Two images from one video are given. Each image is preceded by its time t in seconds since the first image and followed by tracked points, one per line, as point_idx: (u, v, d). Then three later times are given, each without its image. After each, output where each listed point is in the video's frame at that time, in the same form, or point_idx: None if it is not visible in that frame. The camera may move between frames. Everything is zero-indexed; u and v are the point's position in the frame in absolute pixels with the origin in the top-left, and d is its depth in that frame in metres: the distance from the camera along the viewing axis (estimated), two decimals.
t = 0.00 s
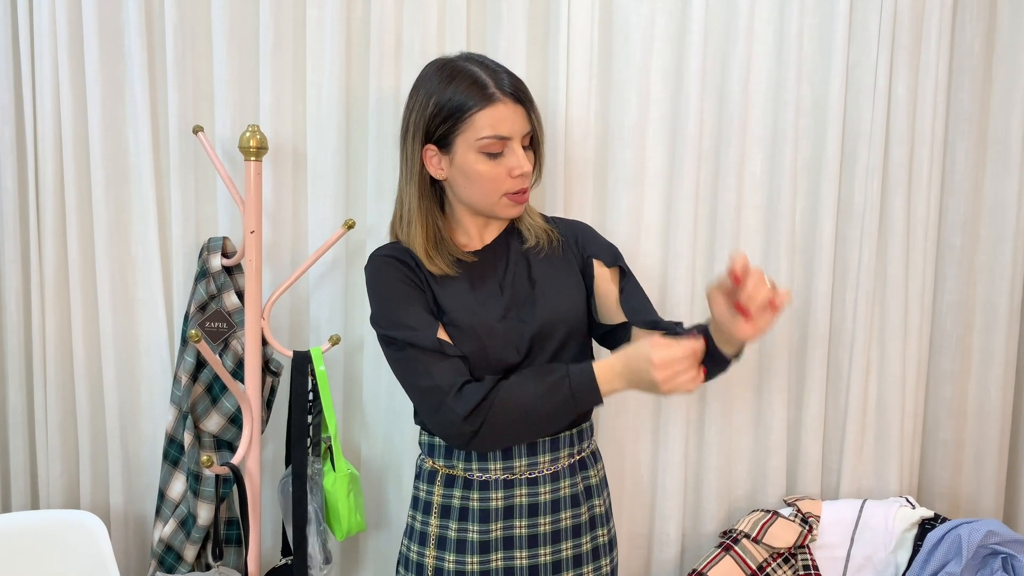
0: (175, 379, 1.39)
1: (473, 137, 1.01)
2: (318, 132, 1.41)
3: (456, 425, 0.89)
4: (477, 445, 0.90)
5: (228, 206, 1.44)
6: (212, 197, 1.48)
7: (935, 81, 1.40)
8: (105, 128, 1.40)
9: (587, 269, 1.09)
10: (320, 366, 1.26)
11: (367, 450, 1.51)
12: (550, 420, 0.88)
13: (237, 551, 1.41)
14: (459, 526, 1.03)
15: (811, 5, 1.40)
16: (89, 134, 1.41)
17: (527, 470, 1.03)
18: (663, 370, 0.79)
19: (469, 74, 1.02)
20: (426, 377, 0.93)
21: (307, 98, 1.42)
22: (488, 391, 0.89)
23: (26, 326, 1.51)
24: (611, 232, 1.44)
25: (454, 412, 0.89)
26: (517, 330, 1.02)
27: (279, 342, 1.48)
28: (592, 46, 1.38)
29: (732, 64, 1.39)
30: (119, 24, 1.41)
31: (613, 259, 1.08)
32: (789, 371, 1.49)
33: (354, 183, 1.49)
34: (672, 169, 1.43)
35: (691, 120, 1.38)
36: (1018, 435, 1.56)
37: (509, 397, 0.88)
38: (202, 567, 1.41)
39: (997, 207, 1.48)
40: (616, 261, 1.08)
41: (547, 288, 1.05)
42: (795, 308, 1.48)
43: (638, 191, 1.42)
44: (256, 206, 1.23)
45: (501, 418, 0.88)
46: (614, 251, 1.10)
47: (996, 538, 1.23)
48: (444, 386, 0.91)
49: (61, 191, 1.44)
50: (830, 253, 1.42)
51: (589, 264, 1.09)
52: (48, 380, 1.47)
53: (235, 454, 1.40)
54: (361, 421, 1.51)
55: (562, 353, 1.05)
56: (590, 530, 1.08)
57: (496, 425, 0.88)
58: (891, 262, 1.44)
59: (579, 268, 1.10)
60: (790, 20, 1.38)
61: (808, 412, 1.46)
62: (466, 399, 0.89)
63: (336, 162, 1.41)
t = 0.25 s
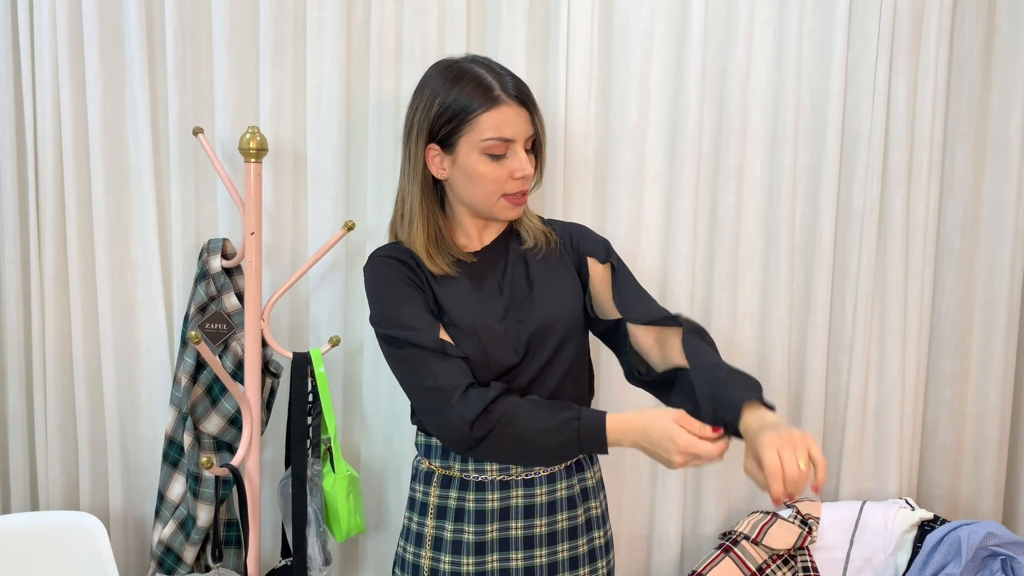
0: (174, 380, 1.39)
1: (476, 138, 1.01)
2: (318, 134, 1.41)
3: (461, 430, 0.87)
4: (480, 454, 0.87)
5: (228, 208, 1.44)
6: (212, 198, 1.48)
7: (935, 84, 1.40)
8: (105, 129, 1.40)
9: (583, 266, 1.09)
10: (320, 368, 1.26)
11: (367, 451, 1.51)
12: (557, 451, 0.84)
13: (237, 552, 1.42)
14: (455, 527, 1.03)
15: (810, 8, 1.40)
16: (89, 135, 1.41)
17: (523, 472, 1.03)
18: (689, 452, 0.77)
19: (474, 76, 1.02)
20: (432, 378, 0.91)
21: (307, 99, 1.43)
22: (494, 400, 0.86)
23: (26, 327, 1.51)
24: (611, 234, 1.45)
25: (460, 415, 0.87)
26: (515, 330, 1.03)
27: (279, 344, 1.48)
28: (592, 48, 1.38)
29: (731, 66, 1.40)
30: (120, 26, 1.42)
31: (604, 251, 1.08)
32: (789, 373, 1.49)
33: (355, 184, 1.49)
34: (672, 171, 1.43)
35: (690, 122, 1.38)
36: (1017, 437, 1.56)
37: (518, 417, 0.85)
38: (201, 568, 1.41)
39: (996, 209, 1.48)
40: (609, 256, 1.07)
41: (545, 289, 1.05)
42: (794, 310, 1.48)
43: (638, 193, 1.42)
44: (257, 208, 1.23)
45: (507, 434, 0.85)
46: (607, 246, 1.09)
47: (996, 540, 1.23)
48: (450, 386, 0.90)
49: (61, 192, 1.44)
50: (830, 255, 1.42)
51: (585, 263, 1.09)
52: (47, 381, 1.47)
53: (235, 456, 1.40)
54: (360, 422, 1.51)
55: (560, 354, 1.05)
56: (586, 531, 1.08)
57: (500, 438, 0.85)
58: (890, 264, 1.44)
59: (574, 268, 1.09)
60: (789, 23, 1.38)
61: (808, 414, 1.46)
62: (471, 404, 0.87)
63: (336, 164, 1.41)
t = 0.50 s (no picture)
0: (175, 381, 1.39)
1: (483, 141, 1.01)
2: (319, 135, 1.42)
3: (431, 441, 0.90)
4: (449, 463, 0.91)
5: (229, 209, 1.44)
6: (213, 200, 1.49)
7: (934, 85, 1.41)
8: (106, 131, 1.40)
9: (580, 272, 1.10)
10: (320, 368, 1.26)
11: (367, 453, 1.51)
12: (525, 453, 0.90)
13: (237, 553, 1.42)
14: (450, 529, 1.04)
15: (810, 9, 1.41)
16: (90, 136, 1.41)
17: (517, 474, 1.03)
18: (658, 421, 0.85)
19: (482, 78, 1.02)
20: (407, 390, 0.93)
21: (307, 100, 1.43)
22: (472, 409, 0.90)
23: (26, 328, 1.51)
24: (610, 235, 1.45)
25: (431, 427, 0.90)
26: (506, 331, 1.02)
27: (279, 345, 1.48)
28: (592, 50, 1.39)
29: (731, 67, 1.40)
30: (120, 27, 1.42)
31: (597, 254, 1.10)
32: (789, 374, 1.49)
33: (355, 185, 1.49)
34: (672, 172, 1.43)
35: (690, 123, 1.39)
36: (1017, 438, 1.56)
37: (491, 423, 0.89)
38: (201, 570, 1.41)
39: (995, 211, 1.48)
40: (605, 263, 1.09)
41: (539, 291, 1.05)
42: (794, 311, 1.48)
43: (638, 194, 1.42)
44: (257, 209, 1.23)
45: (480, 440, 0.89)
46: (602, 252, 1.10)
47: (995, 541, 1.23)
48: (425, 398, 0.92)
49: (62, 193, 1.44)
50: (829, 256, 1.42)
51: (582, 268, 1.10)
52: (48, 382, 1.47)
53: (235, 457, 1.40)
54: (361, 423, 1.51)
55: (554, 356, 1.05)
56: (582, 533, 1.08)
57: (474, 445, 0.89)
58: (890, 266, 1.44)
59: (571, 272, 1.10)
60: (789, 24, 1.38)
61: (807, 415, 1.46)
62: (448, 414, 0.90)
63: (336, 165, 1.41)
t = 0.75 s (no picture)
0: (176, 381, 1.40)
1: (494, 143, 1.01)
2: (320, 136, 1.42)
3: (430, 444, 0.90)
4: (449, 467, 0.91)
5: (230, 210, 1.45)
6: (214, 200, 1.49)
7: (935, 87, 1.41)
8: (108, 132, 1.41)
9: (579, 277, 1.11)
10: (321, 368, 1.27)
11: (369, 454, 1.51)
12: (522, 448, 0.90)
13: (237, 553, 1.42)
14: (449, 529, 1.04)
15: (811, 11, 1.41)
16: (92, 137, 1.41)
17: (515, 475, 1.03)
18: (639, 380, 0.89)
19: (496, 81, 1.02)
20: (406, 394, 0.93)
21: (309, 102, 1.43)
22: (470, 409, 0.91)
23: (28, 328, 1.51)
24: (611, 236, 1.45)
25: (431, 430, 0.90)
26: (503, 333, 1.02)
27: (281, 345, 1.48)
28: (593, 51, 1.39)
29: (732, 69, 1.40)
30: (122, 28, 1.42)
31: (596, 258, 1.11)
32: (789, 375, 1.49)
33: (356, 186, 1.49)
34: (673, 173, 1.43)
35: (691, 125, 1.39)
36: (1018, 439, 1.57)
37: (488, 420, 0.90)
38: (202, 570, 1.41)
39: (996, 212, 1.48)
40: (604, 265, 1.10)
41: (536, 293, 1.05)
42: (795, 312, 1.48)
43: (639, 196, 1.42)
44: (259, 209, 1.23)
45: (479, 439, 0.90)
46: (602, 256, 1.11)
47: (996, 543, 1.22)
48: (425, 401, 0.93)
49: (64, 194, 1.44)
50: (830, 258, 1.42)
51: (581, 272, 1.10)
52: (49, 382, 1.48)
53: (236, 457, 1.40)
54: (361, 423, 1.51)
55: (551, 357, 1.05)
56: (581, 533, 1.08)
57: (472, 445, 0.90)
58: (890, 267, 1.44)
59: (571, 277, 1.11)
60: (790, 26, 1.38)
61: (808, 416, 1.46)
62: (447, 416, 0.91)
63: (337, 166, 1.41)
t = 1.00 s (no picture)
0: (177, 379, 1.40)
1: (507, 146, 1.01)
2: (323, 134, 1.42)
3: (449, 432, 0.90)
4: (466, 456, 0.90)
5: (233, 208, 1.44)
6: (216, 198, 1.48)
7: (939, 90, 1.41)
8: (110, 129, 1.40)
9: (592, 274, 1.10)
10: (322, 367, 1.26)
11: (370, 453, 1.50)
12: (540, 432, 0.90)
13: (237, 551, 1.42)
14: (450, 527, 1.03)
15: (816, 12, 1.40)
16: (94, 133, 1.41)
17: (517, 473, 1.03)
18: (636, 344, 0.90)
19: (510, 83, 1.02)
20: (424, 381, 0.93)
21: (312, 101, 1.43)
22: (488, 396, 0.91)
23: (29, 325, 1.51)
24: (613, 236, 1.44)
25: (450, 417, 0.90)
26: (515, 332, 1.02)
27: (282, 343, 1.48)
28: (597, 51, 1.39)
29: (736, 69, 1.40)
30: (125, 25, 1.42)
31: (609, 256, 1.10)
32: (791, 377, 1.49)
33: (359, 184, 1.49)
34: (676, 174, 1.43)
35: (694, 125, 1.39)
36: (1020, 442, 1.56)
37: (506, 404, 0.90)
38: (201, 567, 1.41)
39: (1000, 215, 1.48)
40: (616, 262, 1.10)
41: (546, 292, 1.05)
42: (797, 313, 1.48)
43: (642, 196, 1.42)
44: (260, 207, 1.23)
45: (498, 426, 0.89)
46: (614, 252, 1.11)
47: (998, 545, 1.22)
48: (442, 390, 0.92)
49: (66, 190, 1.44)
50: (833, 259, 1.42)
51: (592, 272, 1.10)
52: (50, 378, 1.47)
53: (237, 455, 1.40)
54: (363, 422, 1.51)
55: (559, 357, 1.05)
56: (581, 533, 1.08)
57: (490, 432, 0.89)
58: (893, 269, 1.44)
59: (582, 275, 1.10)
60: (794, 27, 1.38)
61: (810, 417, 1.46)
62: (466, 402, 0.91)
63: (340, 165, 1.41)
